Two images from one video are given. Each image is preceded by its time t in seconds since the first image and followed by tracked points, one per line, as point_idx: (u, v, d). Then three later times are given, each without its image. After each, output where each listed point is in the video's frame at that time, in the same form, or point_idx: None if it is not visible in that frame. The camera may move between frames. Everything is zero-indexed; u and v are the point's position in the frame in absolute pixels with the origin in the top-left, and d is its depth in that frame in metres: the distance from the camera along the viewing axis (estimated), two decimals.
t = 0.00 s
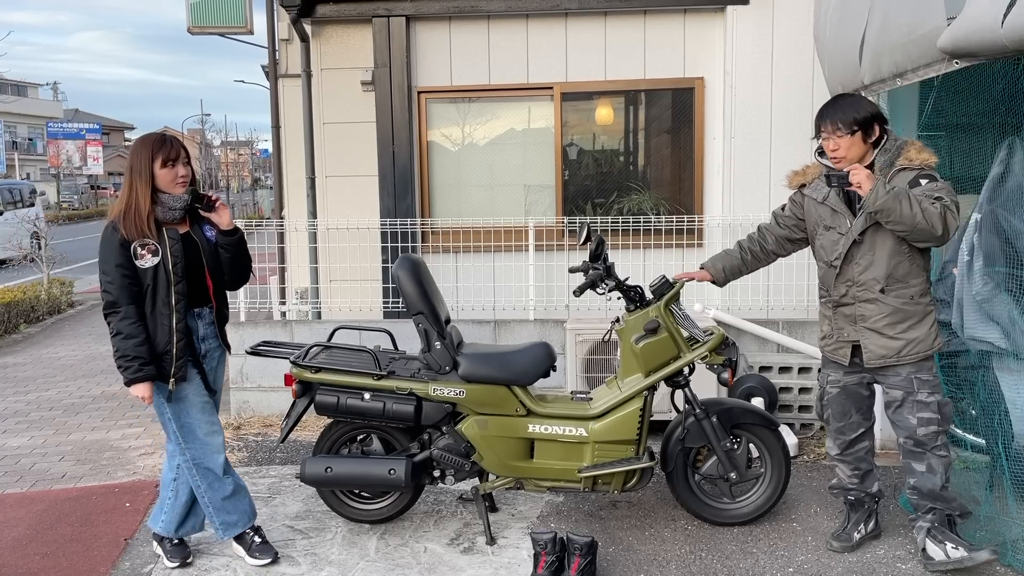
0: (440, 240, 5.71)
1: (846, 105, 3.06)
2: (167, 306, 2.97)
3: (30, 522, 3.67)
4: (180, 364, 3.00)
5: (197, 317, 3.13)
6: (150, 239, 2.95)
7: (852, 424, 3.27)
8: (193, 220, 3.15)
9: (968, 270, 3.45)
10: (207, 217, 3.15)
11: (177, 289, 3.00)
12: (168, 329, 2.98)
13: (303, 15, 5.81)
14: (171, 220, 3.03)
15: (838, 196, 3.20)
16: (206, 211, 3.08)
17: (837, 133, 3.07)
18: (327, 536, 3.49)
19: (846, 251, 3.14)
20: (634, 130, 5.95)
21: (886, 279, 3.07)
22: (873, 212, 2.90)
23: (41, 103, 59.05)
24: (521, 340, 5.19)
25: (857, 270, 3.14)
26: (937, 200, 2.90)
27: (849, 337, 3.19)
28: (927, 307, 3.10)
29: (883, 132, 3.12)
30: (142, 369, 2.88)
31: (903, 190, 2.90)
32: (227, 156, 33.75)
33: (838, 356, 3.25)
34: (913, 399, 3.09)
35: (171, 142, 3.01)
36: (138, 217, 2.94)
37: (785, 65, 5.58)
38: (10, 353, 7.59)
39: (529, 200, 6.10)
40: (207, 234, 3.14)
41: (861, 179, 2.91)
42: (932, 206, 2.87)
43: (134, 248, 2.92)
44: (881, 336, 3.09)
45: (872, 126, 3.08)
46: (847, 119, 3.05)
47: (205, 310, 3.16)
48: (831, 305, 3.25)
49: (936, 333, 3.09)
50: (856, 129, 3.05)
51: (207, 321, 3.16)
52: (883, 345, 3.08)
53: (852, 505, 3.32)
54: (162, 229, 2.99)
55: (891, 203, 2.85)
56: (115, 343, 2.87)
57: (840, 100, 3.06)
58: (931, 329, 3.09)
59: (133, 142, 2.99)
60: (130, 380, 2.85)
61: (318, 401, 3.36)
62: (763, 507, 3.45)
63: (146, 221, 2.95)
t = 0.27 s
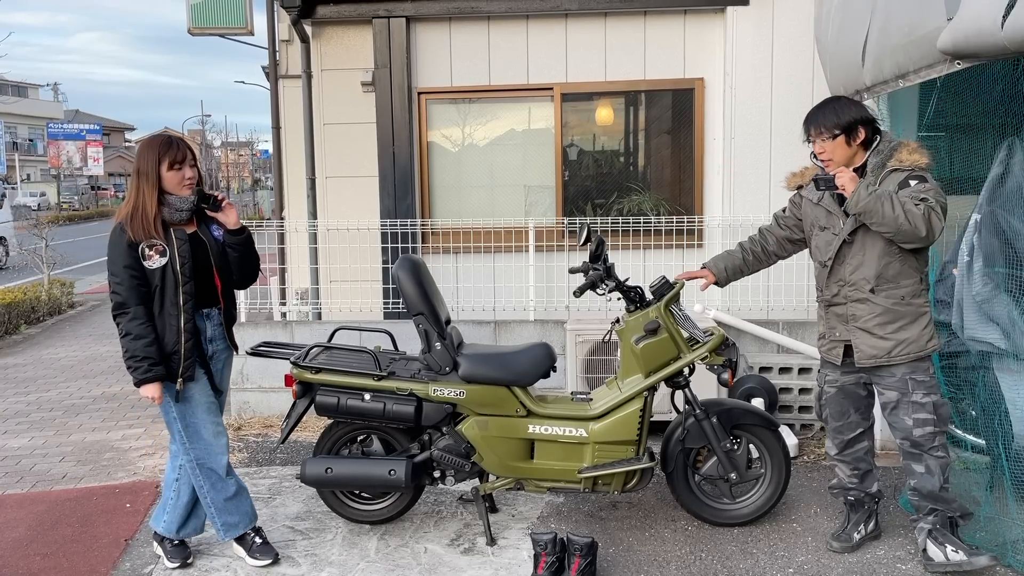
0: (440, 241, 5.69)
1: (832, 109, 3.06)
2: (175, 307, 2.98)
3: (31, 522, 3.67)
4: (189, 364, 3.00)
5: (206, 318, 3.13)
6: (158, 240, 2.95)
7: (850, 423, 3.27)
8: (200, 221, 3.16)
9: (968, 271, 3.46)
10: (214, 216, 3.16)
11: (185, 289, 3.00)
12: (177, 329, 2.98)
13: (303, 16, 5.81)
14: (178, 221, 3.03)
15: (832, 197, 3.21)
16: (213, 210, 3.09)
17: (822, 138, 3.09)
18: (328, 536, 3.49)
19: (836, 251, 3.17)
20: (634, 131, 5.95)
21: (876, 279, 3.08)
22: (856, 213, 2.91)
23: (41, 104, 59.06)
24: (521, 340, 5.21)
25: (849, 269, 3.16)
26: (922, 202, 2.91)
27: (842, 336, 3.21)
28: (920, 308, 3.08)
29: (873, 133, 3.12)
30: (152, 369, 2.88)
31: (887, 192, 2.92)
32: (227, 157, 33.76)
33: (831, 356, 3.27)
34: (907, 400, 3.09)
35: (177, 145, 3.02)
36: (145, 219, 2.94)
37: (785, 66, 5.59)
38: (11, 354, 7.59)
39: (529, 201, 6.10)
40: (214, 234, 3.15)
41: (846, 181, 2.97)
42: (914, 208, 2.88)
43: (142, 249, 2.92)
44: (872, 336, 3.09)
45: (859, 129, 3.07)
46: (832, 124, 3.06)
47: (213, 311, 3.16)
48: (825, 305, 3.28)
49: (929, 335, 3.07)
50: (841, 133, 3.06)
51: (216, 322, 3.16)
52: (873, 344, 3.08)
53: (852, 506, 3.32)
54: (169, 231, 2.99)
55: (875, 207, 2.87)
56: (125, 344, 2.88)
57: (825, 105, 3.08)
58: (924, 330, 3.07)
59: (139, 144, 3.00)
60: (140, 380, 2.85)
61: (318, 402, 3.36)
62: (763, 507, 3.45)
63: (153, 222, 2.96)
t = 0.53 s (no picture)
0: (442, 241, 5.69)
1: (819, 114, 3.09)
2: (177, 307, 2.98)
3: (31, 522, 3.68)
4: (190, 364, 3.01)
5: (208, 318, 3.13)
6: (162, 240, 2.96)
7: (850, 423, 3.27)
8: (205, 221, 3.16)
9: (968, 271, 3.48)
10: (219, 218, 3.15)
11: (187, 290, 3.00)
12: (178, 329, 2.98)
13: (304, 17, 5.82)
14: (183, 222, 3.04)
15: (826, 200, 3.24)
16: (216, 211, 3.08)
17: (811, 142, 3.11)
18: (328, 537, 3.49)
19: (830, 253, 3.18)
20: (634, 131, 5.96)
21: (870, 279, 3.09)
22: (846, 217, 2.92)
23: (42, 105, 59.08)
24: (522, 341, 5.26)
25: (844, 271, 3.17)
26: (911, 204, 2.92)
27: (839, 337, 3.22)
28: (916, 308, 3.08)
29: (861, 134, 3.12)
30: (152, 369, 2.88)
31: (877, 194, 2.92)
32: (227, 157, 33.78)
33: (831, 357, 3.28)
34: (906, 400, 3.09)
35: (185, 147, 3.03)
36: (149, 220, 2.95)
37: (785, 66, 5.59)
38: (11, 354, 7.60)
39: (530, 202, 6.11)
40: (219, 235, 3.15)
41: (836, 185, 2.94)
42: (902, 211, 2.87)
43: (145, 249, 2.93)
44: (868, 336, 3.09)
45: (847, 132, 3.09)
46: (819, 128, 3.08)
47: (216, 312, 3.16)
48: (822, 306, 3.30)
49: (926, 335, 3.06)
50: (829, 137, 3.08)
51: (218, 323, 3.17)
52: (869, 345, 3.09)
53: (852, 506, 3.32)
54: (173, 231, 3.01)
55: (863, 209, 2.87)
56: (126, 343, 2.88)
57: (812, 110, 3.11)
58: (921, 329, 3.06)
59: (146, 143, 3.00)
60: (140, 380, 2.85)
61: (319, 402, 3.36)
62: (763, 507, 3.45)
63: (157, 223, 2.96)
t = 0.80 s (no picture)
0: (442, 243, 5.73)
1: (810, 120, 3.09)
2: (177, 308, 2.98)
3: (32, 523, 3.68)
4: (190, 365, 3.01)
5: (208, 319, 3.13)
6: (163, 241, 2.96)
7: (849, 424, 3.27)
8: (206, 223, 3.16)
9: (969, 272, 3.46)
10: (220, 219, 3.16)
11: (187, 291, 3.00)
12: (178, 330, 2.98)
13: (304, 18, 5.83)
14: (184, 223, 3.04)
15: (823, 202, 3.23)
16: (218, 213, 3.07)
17: (803, 148, 3.11)
18: (329, 537, 3.50)
19: (828, 255, 3.18)
20: (634, 132, 5.96)
21: (870, 280, 3.09)
22: (845, 220, 2.91)
23: (42, 105, 59.10)
24: (521, 341, 5.20)
25: (843, 273, 3.17)
26: (909, 207, 2.92)
27: (839, 338, 3.21)
28: (915, 307, 3.09)
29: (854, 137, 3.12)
30: (152, 370, 2.88)
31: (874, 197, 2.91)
32: (228, 158, 33.79)
33: (830, 359, 3.27)
34: (909, 395, 3.08)
35: (188, 148, 3.06)
36: (150, 220, 2.95)
37: (786, 67, 5.59)
38: (12, 355, 7.61)
39: (530, 202, 6.11)
40: (220, 236, 3.15)
41: (834, 187, 2.93)
42: (899, 213, 2.88)
43: (147, 249, 2.93)
44: (870, 337, 3.10)
45: (839, 136, 3.09)
46: (812, 134, 3.08)
47: (216, 312, 3.16)
48: (820, 308, 3.29)
49: (927, 333, 3.08)
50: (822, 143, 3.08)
51: (218, 323, 3.17)
52: (871, 346, 3.09)
53: (852, 506, 3.33)
54: (174, 232, 3.00)
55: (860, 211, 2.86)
56: (126, 344, 2.88)
57: (801, 118, 3.12)
58: (921, 328, 3.08)
59: (149, 144, 3.01)
60: (140, 380, 2.85)
61: (319, 403, 3.36)
62: (764, 508, 3.45)
63: (159, 224, 2.96)
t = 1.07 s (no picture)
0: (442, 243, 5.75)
1: (813, 120, 3.09)
2: (177, 309, 2.98)
3: (33, 523, 3.68)
4: (191, 367, 3.01)
5: (208, 320, 3.13)
6: (164, 242, 2.96)
7: (848, 425, 3.28)
8: (206, 222, 3.16)
9: (969, 273, 3.48)
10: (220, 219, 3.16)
11: (188, 292, 3.00)
12: (178, 331, 2.98)
13: (304, 19, 5.83)
14: (185, 222, 3.05)
15: (823, 201, 3.24)
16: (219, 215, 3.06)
17: (806, 146, 3.10)
18: (329, 538, 3.49)
19: (830, 255, 3.17)
20: (634, 133, 5.96)
21: (872, 279, 3.09)
22: (850, 219, 2.90)
23: (42, 106, 59.12)
24: (522, 342, 5.22)
25: (844, 272, 3.16)
26: (914, 207, 2.93)
27: (839, 338, 3.21)
28: (915, 306, 3.10)
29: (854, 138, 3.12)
30: (153, 371, 2.89)
31: (879, 196, 2.92)
32: (228, 159, 33.80)
33: (830, 359, 3.26)
34: (908, 397, 3.09)
35: (188, 146, 3.06)
36: (151, 220, 2.96)
37: (786, 68, 5.59)
38: (12, 355, 7.61)
39: (530, 203, 6.11)
40: (221, 237, 3.16)
41: (840, 186, 2.90)
42: (903, 213, 2.89)
43: (148, 251, 2.94)
44: (871, 336, 3.10)
45: (841, 136, 3.09)
46: (815, 133, 3.08)
47: (216, 313, 3.17)
48: (820, 308, 3.27)
49: (926, 332, 3.09)
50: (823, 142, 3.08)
51: (218, 324, 3.17)
52: (873, 345, 3.09)
53: (852, 507, 3.32)
54: (175, 232, 3.01)
55: (865, 210, 2.86)
56: (127, 345, 2.89)
57: (803, 116, 3.12)
58: (922, 327, 3.09)
59: (148, 143, 3.01)
60: (140, 382, 2.86)
61: (319, 403, 3.36)
62: (764, 508, 3.45)
63: (160, 225, 2.97)
